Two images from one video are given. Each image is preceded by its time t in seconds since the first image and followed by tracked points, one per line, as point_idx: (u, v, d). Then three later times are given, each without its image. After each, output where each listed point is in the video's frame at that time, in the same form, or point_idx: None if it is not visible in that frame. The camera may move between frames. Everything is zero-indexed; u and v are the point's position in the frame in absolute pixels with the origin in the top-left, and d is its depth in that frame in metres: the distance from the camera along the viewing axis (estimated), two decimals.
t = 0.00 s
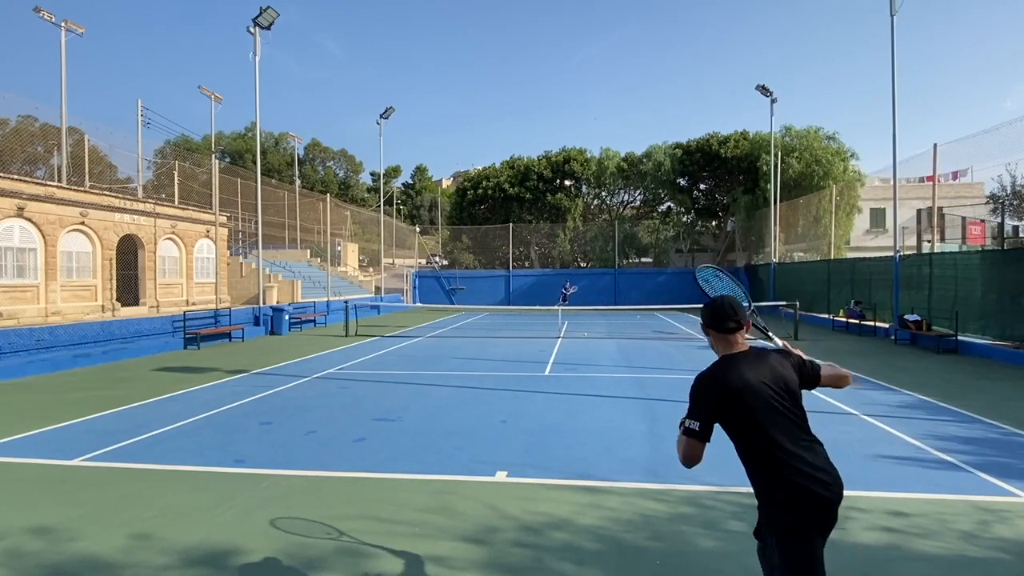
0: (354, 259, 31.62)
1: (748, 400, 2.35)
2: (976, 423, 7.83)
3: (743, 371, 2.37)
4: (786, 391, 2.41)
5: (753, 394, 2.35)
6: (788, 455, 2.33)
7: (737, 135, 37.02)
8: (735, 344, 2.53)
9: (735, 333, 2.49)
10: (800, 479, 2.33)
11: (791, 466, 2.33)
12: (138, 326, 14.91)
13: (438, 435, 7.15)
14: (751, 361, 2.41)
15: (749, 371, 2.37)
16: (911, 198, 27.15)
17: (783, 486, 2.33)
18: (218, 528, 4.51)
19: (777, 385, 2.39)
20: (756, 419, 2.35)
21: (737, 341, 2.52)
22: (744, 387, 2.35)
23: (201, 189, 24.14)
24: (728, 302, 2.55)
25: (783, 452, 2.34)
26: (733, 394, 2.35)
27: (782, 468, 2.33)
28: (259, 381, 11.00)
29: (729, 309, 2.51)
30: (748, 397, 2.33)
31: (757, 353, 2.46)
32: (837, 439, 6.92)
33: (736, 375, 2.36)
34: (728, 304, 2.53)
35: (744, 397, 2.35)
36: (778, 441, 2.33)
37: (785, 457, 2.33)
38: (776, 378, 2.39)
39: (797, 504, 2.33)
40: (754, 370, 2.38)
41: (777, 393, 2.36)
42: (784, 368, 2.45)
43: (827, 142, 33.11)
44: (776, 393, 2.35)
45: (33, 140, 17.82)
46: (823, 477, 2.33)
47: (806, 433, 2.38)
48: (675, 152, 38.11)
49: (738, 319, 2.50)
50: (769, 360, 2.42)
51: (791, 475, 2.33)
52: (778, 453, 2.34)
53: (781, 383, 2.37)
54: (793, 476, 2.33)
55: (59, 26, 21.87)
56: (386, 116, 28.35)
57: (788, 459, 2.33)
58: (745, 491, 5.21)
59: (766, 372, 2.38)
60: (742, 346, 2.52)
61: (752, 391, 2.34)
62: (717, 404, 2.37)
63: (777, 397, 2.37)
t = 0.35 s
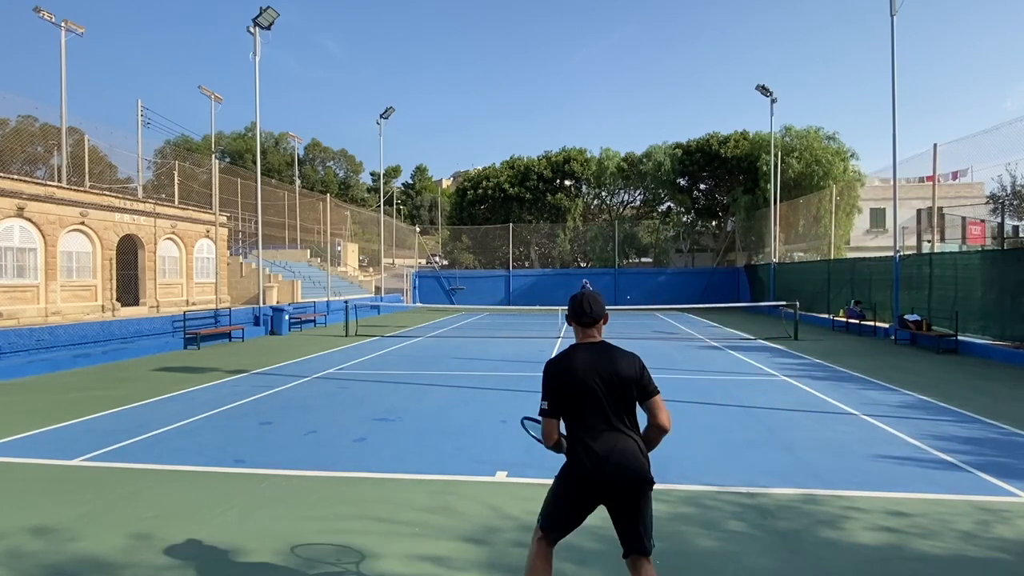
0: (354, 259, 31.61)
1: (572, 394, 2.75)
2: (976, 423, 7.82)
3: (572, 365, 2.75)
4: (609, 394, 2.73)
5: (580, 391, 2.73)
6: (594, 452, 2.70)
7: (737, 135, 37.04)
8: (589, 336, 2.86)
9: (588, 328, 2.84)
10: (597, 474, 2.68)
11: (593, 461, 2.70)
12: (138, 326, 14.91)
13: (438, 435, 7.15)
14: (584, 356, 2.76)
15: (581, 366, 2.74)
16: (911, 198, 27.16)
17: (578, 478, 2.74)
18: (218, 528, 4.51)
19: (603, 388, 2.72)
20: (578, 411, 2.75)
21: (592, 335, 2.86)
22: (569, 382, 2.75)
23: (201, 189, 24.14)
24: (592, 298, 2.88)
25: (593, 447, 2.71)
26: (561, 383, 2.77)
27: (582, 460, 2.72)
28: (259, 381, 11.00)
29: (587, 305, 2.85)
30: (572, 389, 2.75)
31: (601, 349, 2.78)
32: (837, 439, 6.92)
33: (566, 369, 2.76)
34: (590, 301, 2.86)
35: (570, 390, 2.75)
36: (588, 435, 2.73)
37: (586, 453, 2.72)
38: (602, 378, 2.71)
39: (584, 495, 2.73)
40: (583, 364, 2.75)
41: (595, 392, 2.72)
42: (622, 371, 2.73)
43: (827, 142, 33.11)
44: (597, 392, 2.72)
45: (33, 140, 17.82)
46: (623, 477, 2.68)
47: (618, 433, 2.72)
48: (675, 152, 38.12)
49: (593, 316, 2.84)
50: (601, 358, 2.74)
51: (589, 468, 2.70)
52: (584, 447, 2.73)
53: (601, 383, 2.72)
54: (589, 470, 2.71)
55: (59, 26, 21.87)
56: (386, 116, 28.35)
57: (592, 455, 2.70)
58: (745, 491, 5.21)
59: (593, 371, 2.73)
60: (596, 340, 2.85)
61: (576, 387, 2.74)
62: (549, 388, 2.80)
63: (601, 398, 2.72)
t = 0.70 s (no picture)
0: (354, 259, 31.60)
1: (423, 349, 3.37)
2: (976, 423, 7.83)
3: (427, 325, 3.37)
4: (454, 354, 3.32)
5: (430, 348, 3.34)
6: (433, 398, 3.32)
7: (737, 135, 37.06)
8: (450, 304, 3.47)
9: (449, 295, 3.44)
10: (432, 418, 3.30)
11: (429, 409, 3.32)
12: (138, 326, 14.90)
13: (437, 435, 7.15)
14: (439, 320, 3.37)
15: (435, 327, 3.35)
16: (911, 198, 27.16)
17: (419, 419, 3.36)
18: (218, 528, 4.51)
19: (448, 347, 3.32)
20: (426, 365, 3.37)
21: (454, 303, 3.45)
22: (421, 339, 3.37)
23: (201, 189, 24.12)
24: (458, 269, 3.46)
25: (430, 394, 3.33)
26: (416, 339, 3.38)
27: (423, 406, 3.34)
28: (259, 381, 11.00)
29: (451, 272, 3.44)
30: (424, 346, 3.36)
31: (455, 314, 3.38)
32: (837, 440, 6.92)
33: (420, 328, 3.38)
34: (453, 270, 3.44)
35: (424, 346, 3.36)
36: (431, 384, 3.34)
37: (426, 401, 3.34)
38: (448, 339, 3.32)
39: (420, 434, 3.33)
40: (435, 326, 3.37)
41: (439, 352, 3.33)
42: (467, 336, 3.33)
43: (827, 142, 33.11)
44: (442, 350, 3.33)
45: (33, 140, 17.80)
46: (452, 423, 3.28)
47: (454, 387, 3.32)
48: (675, 151, 38.11)
49: (455, 284, 3.43)
50: (451, 323, 3.35)
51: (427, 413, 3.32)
52: (426, 395, 3.34)
53: (446, 344, 3.32)
54: (426, 414, 3.32)
55: (59, 26, 21.86)
56: (387, 116, 28.36)
57: (431, 401, 3.32)
58: (746, 491, 5.21)
59: (442, 333, 3.34)
60: (455, 307, 3.45)
61: (427, 343, 3.36)
62: (406, 342, 3.43)
63: (444, 356, 3.33)
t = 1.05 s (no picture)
0: (354, 259, 31.59)
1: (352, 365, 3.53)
2: (976, 423, 7.82)
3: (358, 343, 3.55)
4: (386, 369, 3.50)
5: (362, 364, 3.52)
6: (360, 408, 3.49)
7: (737, 135, 37.07)
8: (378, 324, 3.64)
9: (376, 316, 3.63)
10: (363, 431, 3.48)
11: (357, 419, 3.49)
12: (138, 326, 14.90)
13: (436, 435, 7.15)
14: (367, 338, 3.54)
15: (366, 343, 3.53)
16: (911, 198, 27.16)
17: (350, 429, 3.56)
18: (217, 527, 4.51)
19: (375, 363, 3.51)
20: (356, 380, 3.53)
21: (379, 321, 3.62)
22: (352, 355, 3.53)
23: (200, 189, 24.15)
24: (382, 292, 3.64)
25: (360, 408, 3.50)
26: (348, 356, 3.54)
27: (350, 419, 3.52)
28: (259, 381, 11.00)
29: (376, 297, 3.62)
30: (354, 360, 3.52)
31: (383, 332, 3.55)
32: (837, 440, 6.92)
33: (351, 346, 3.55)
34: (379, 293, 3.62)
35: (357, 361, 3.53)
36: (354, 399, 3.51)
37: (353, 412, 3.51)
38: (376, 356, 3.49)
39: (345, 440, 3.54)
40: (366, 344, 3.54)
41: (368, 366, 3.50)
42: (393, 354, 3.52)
43: (827, 142, 33.10)
44: (368, 368, 3.49)
45: (33, 140, 17.80)
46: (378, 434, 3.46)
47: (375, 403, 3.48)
48: (675, 151, 38.12)
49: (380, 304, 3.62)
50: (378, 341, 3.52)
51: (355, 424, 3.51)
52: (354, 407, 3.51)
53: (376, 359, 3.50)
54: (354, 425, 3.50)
55: (59, 26, 21.87)
56: (386, 116, 28.36)
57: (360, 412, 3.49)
58: (746, 491, 5.21)
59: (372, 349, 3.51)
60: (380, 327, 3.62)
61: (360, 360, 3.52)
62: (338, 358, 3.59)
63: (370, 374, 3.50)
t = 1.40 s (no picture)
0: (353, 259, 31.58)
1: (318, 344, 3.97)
2: (976, 423, 7.83)
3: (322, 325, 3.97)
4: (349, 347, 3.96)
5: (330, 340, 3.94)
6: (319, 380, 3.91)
7: (737, 135, 37.07)
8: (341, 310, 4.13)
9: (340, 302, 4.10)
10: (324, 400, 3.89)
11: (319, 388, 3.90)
12: (138, 325, 14.91)
13: (436, 435, 7.15)
14: (333, 320, 3.99)
15: (333, 324, 3.97)
16: (911, 198, 27.15)
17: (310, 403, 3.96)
18: (217, 528, 4.51)
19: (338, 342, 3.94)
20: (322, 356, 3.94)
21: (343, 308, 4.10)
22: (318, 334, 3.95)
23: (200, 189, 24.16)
24: (351, 280, 4.08)
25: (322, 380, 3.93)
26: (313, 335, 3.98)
27: (313, 389, 3.91)
28: (259, 381, 11.00)
29: (343, 283, 4.07)
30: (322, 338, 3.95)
31: (348, 317, 4.02)
32: (838, 440, 6.92)
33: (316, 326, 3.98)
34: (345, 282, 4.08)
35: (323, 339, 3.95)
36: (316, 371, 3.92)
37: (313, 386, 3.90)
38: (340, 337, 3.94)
39: (307, 416, 3.90)
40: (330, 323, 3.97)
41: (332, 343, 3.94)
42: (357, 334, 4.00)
43: (827, 142, 33.09)
44: (332, 345, 3.93)
45: (33, 140, 17.80)
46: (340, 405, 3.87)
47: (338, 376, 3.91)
48: (675, 151, 38.11)
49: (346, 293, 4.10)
50: (343, 322, 3.99)
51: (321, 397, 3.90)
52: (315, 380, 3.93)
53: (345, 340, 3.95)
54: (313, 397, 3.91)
55: (59, 26, 21.86)
56: (386, 116, 28.35)
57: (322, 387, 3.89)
58: (746, 491, 5.21)
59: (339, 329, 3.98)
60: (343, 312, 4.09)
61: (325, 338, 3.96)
62: (301, 334, 4.02)
63: (334, 350, 3.93)
